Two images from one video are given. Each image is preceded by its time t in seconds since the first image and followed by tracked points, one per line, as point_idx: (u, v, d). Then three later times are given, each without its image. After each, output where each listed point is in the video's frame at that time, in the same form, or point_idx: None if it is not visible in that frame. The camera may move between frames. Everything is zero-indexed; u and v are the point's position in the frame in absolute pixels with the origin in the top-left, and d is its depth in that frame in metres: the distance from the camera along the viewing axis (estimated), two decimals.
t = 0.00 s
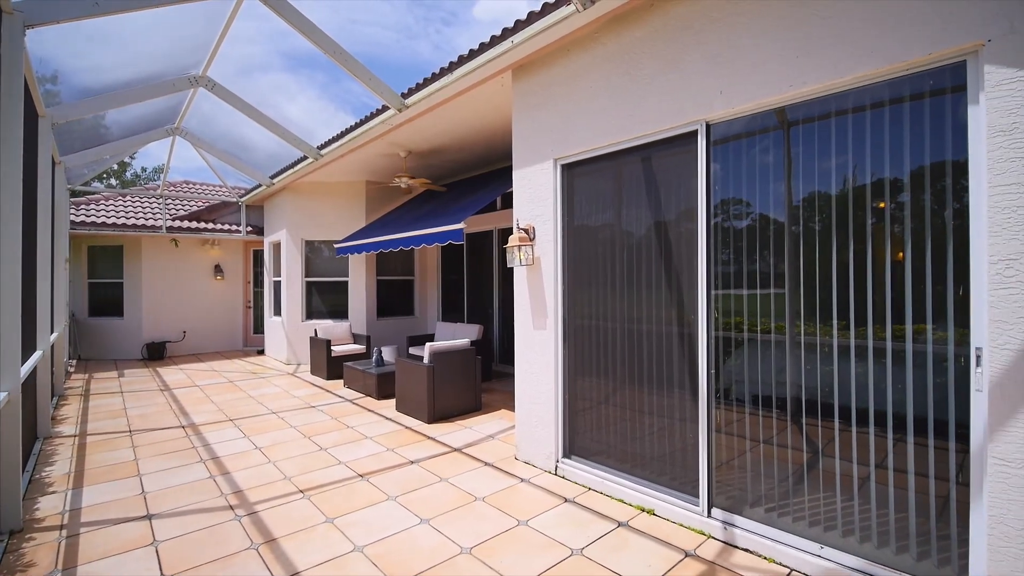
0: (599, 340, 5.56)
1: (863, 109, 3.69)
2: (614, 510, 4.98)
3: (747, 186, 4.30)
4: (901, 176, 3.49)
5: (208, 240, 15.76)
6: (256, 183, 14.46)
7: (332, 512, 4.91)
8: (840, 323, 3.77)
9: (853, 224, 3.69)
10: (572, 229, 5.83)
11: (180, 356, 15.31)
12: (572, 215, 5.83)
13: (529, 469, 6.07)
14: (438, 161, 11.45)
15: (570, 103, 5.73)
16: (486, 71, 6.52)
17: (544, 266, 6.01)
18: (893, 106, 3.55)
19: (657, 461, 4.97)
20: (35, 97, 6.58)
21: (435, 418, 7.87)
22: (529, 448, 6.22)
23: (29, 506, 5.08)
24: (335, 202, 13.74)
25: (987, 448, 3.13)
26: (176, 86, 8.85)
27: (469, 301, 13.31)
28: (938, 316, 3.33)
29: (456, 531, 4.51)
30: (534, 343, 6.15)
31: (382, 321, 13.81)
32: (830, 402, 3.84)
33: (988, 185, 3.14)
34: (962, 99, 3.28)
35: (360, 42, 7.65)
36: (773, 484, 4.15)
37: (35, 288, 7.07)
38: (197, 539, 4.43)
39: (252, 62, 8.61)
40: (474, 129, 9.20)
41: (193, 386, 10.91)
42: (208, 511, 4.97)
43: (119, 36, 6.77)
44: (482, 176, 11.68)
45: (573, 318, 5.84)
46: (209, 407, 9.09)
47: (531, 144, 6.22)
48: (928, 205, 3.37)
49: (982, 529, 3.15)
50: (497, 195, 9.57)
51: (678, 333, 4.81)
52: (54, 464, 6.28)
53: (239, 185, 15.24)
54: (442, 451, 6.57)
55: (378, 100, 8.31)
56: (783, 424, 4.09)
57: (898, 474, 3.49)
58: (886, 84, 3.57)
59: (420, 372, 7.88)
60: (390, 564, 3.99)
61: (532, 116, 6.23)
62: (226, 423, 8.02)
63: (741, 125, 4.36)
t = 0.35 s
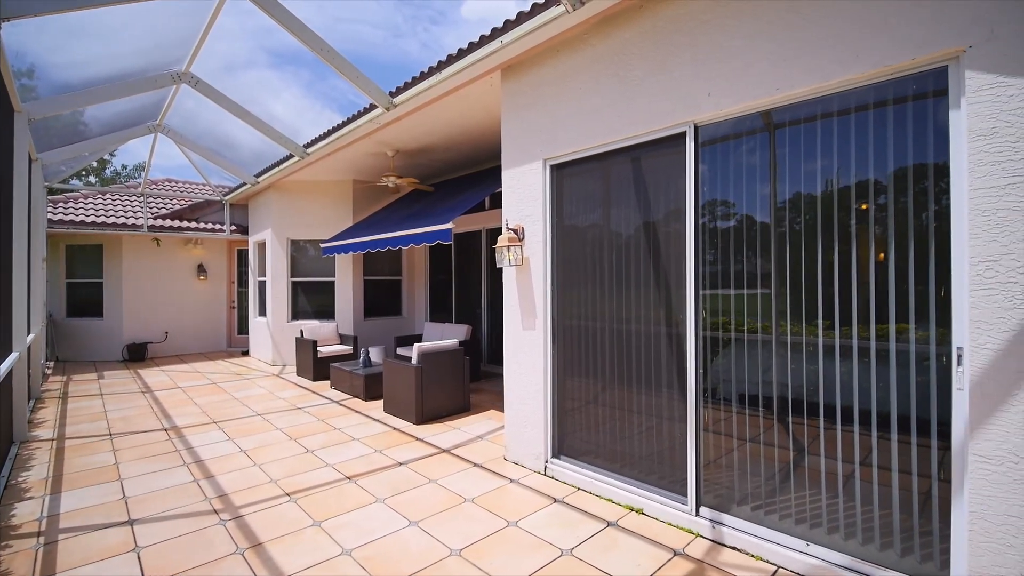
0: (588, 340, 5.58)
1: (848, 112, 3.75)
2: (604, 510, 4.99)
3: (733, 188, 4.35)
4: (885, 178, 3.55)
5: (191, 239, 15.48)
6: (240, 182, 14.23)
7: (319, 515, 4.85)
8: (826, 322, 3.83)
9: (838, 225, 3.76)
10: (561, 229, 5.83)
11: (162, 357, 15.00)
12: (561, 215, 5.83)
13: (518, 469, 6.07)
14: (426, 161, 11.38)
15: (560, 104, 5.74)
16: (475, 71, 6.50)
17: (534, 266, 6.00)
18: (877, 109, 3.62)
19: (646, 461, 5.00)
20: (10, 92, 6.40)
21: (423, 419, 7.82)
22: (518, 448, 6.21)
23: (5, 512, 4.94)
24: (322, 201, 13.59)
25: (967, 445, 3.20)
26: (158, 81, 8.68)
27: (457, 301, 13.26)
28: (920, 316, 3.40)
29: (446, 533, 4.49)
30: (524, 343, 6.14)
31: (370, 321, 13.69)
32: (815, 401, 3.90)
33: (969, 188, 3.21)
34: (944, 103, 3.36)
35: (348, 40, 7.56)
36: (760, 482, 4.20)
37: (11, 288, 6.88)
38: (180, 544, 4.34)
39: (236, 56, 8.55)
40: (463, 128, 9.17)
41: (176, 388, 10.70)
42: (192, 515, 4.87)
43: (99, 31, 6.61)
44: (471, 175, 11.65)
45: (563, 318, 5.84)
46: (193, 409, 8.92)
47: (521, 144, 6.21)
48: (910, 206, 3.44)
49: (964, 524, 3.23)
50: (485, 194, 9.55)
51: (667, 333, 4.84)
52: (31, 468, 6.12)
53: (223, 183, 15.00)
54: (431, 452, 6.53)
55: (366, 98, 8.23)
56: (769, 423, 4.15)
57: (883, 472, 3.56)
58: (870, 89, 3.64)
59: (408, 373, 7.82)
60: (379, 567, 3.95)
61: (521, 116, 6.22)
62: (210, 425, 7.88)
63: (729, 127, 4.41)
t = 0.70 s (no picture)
0: (584, 339, 5.55)
1: (844, 111, 3.76)
2: (601, 510, 4.97)
3: (731, 186, 4.33)
4: (882, 176, 3.56)
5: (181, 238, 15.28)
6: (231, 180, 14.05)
7: (313, 516, 4.78)
8: (823, 321, 3.83)
9: (834, 224, 3.77)
10: (557, 228, 5.81)
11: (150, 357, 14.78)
12: (557, 214, 5.80)
13: (514, 469, 6.03)
14: (420, 159, 11.31)
15: (556, 102, 5.71)
16: (470, 68, 6.45)
17: (529, 265, 5.96)
18: (874, 109, 3.62)
19: (642, 460, 4.99)
20: None
21: (417, 419, 7.76)
22: (514, 448, 6.18)
23: None
24: (314, 199, 13.46)
25: (965, 443, 3.22)
26: (147, 77, 8.52)
27: (451, 300, 13.20)
28: (917, 314, 3.42)
29: (441, 534, 4.45)
30: (519, 342, 6.10)
31: (362, 321, 13.59)
32: (812, 400, 3.91)
33: (966, 187, 3.22)
34: (941, 103, 3.36)
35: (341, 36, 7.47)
36: (757, 481, 4.20)
37: None
38: (171, 547, 4.26)
39: (228, 54, 8.46)
40: (457, 127, 9.12)
41: (165, 388, 10.54)
42: (183, 518, 4.79)
43: (87, 25, 6.49)
44: (464, 174, 11.60)
45: (559, 318, 5.81)
46: (183, 410, 8.78)
47: (517, 143, 6.17)
48: (906, 205, 3.45)
49: (961, 522, 3.24)
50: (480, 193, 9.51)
51: (663, 332, 4.83)
52: (16, 471, 5.98)
53: (214, 181, 14.81)
54: (426, 453, 6.47)
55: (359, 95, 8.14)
56: (766, 422, 4.15)
57: (879, 470, 3.57)
58: (866, 88, 3.65)
59: (402, 372, 7.76)
60: (375, 569, 3.91)
61: (517, 114, 6.19)
62: (200, 426, 7.76)
63: (725, 126, 4.41)
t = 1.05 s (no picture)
0: (589, 339, 5.48)
1: (858, 106, 3.68)
2: (607, 511, 4.89)
3: (742, 183, 4.25)
4: (897, 172, 3.48)
5: (180, 236, 15.18)
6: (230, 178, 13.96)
7: (315, 518, 4.71)
8: (836, 320, 3.75)
9: (847, 221, 3.69)
10: (562, 226, 5.73)
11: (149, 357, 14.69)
12: (562, 212, 5.72)
13: (517, 469, 5.96)
14: (421, 158, 11.22)
15: (561, 98, 5.62)
16: (474, 64, 6.37)
17: (534, 263, 5.88)
18: (888, 104, 3.55)
19: (648, 461, 4.91)
20: None
21: (419, 419, 7.68)
22: (518, 449, 6.10)
23: None
24: (314, 198, 13.37)
25: (984, 444, 3.14)
26: (146, 73, 8.41)
27: (452, 299, 13.14)
28: (933, 313, 3.34)
29: (446, 536, 4.37)
30: (523, 342, 6.02)
31: (363, 320, 13.51)
32: (824, 400, 3.83)
33: (985, 182, 3.14)
34: (958, 98, 3.29)
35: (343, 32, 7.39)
36: (767, 483, 4.12)
37: None
38: (171, 549, 4.18)
39: (227, 52, 8.37)
40: (459, 124, 9.04)
41: (165, 388, 10.45)
42: (182, 519, 4.70)
43: (86, 20, 6.41)
44: (466, 172, 11.52)
45: (563, 316, 5.73)
46: (182, 410, 8.69)
47: (520, 139, 6.10)
48: (921, 201, 3.37)
49: (979, 524, 3.17)
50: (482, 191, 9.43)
51: (671, 331, 4.74)
52: (14, 472, 5.90)
53: (213, 179, 14.72)
54: (428, 453, 6.39)
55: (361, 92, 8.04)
56: (777, 423, 4.07)
57: (895, 472, 3.49)
58: (880, 82, 3.57)
59: (403, 372, 7.68)
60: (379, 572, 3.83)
61: (520, 111, 6.11)
62: (200, 426, 7.68)
63: (734, 122, 4.33)
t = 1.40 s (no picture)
0: (602, 339, 5.31)
1: (889, 96, 3.50)
2: (622, 518, 4.73)
3: (765, 176, 4.08)
4: (932, 166, 3.31)
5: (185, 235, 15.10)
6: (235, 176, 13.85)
7: (321, 523, 4.56)
8: (865, 320, 3.57)
9: (867, 221, 3.55)
10: (574, 222, 5.56)
11: (154, 356, 14.63)
12: (574, 208, 5.56)
13: (528, 473, 5.79)
14: (427, 154, 11.08)
15: (574, 91, 5.46)
16: (483, 56, 6.22)
17: (545, 260, 5.71)
18: (922, 94, 3.37)
19: (664, 466, 4.75)
20: None
21: (426, 420, 7.53)
22: (528, 451, 5.93)
23: None
24: (319, 196, 13.25)
25: None
26: (150, 68, 8.26)
27: (458, 298, 13.00)
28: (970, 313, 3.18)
29: (456, 543, 4.21)
30: (534, 342, 5.86)
31: (368, 319, 13.39)
32: (851, 405, 3.65)
33: None
34: (997, 86, 3.12)
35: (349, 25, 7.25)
36: (790, 490, 3.95)
37: None
38: (172, 556, 4.04)
39: (231, 48, 8.25)
40: (466, 119, 8.89)
41: (168, 387, 10.36)
42: (184, 524, 4.57)
43: (88, 14, 6.29)
44: (473, 169, 11.36)
45: (575, 315, 5.56)
46: (186, 409, 8.58)
47: (531, 133, 5.94)
48: (959, 195, 3.21)
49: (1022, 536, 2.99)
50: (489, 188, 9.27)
51: (689, 331, 4.57)
52: (15, 473, 5.79)
53: (218, 177, 14.62)
54: (436, 455, 6.24)
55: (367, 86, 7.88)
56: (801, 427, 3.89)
57: (928, 479, 3.32)
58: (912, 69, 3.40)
59: (410, 372, 7.54)
60: None
61: (531, 104, 5.95)
62: (204, 427, 7.56)
63: (756, 113, 4.16)
